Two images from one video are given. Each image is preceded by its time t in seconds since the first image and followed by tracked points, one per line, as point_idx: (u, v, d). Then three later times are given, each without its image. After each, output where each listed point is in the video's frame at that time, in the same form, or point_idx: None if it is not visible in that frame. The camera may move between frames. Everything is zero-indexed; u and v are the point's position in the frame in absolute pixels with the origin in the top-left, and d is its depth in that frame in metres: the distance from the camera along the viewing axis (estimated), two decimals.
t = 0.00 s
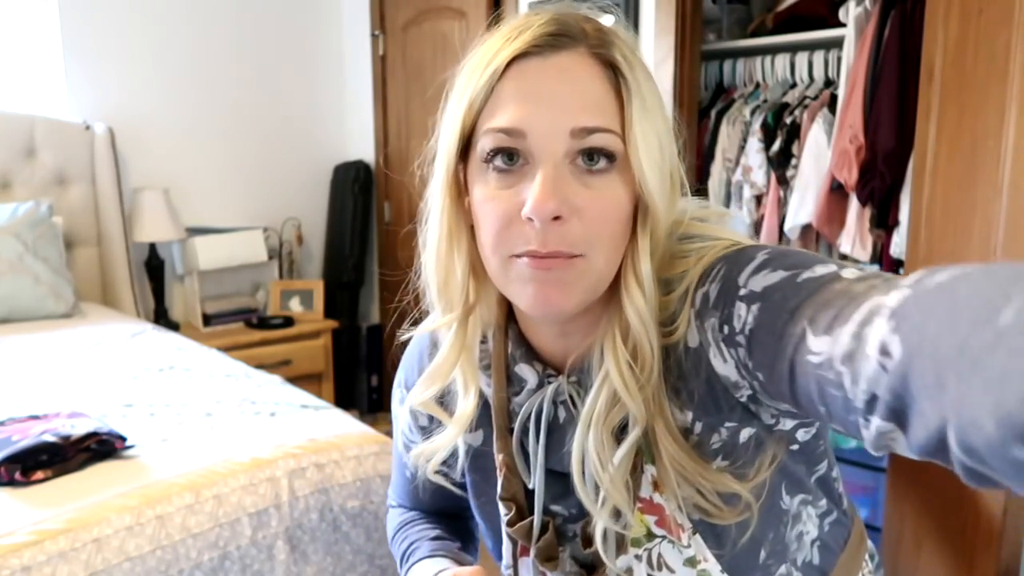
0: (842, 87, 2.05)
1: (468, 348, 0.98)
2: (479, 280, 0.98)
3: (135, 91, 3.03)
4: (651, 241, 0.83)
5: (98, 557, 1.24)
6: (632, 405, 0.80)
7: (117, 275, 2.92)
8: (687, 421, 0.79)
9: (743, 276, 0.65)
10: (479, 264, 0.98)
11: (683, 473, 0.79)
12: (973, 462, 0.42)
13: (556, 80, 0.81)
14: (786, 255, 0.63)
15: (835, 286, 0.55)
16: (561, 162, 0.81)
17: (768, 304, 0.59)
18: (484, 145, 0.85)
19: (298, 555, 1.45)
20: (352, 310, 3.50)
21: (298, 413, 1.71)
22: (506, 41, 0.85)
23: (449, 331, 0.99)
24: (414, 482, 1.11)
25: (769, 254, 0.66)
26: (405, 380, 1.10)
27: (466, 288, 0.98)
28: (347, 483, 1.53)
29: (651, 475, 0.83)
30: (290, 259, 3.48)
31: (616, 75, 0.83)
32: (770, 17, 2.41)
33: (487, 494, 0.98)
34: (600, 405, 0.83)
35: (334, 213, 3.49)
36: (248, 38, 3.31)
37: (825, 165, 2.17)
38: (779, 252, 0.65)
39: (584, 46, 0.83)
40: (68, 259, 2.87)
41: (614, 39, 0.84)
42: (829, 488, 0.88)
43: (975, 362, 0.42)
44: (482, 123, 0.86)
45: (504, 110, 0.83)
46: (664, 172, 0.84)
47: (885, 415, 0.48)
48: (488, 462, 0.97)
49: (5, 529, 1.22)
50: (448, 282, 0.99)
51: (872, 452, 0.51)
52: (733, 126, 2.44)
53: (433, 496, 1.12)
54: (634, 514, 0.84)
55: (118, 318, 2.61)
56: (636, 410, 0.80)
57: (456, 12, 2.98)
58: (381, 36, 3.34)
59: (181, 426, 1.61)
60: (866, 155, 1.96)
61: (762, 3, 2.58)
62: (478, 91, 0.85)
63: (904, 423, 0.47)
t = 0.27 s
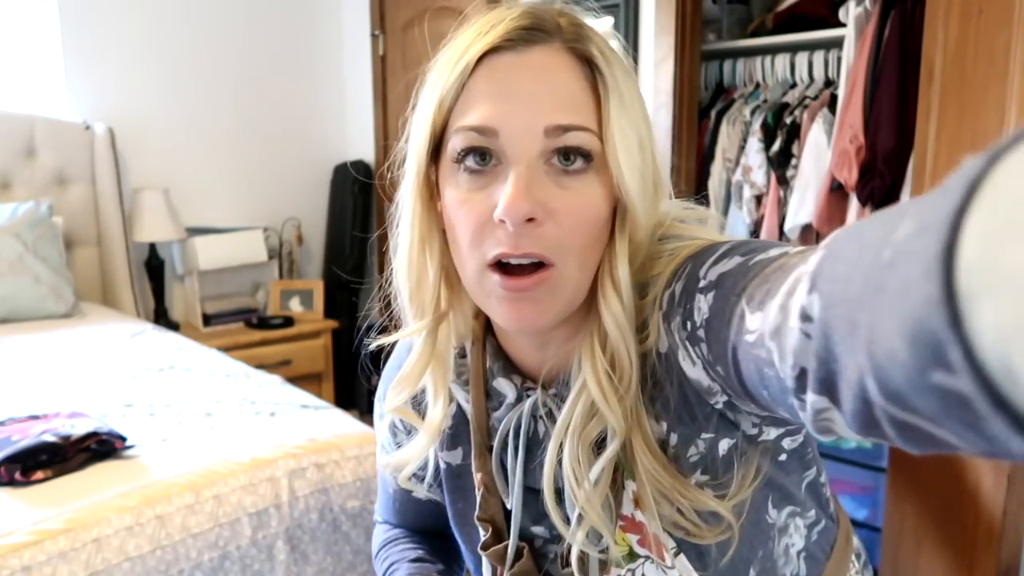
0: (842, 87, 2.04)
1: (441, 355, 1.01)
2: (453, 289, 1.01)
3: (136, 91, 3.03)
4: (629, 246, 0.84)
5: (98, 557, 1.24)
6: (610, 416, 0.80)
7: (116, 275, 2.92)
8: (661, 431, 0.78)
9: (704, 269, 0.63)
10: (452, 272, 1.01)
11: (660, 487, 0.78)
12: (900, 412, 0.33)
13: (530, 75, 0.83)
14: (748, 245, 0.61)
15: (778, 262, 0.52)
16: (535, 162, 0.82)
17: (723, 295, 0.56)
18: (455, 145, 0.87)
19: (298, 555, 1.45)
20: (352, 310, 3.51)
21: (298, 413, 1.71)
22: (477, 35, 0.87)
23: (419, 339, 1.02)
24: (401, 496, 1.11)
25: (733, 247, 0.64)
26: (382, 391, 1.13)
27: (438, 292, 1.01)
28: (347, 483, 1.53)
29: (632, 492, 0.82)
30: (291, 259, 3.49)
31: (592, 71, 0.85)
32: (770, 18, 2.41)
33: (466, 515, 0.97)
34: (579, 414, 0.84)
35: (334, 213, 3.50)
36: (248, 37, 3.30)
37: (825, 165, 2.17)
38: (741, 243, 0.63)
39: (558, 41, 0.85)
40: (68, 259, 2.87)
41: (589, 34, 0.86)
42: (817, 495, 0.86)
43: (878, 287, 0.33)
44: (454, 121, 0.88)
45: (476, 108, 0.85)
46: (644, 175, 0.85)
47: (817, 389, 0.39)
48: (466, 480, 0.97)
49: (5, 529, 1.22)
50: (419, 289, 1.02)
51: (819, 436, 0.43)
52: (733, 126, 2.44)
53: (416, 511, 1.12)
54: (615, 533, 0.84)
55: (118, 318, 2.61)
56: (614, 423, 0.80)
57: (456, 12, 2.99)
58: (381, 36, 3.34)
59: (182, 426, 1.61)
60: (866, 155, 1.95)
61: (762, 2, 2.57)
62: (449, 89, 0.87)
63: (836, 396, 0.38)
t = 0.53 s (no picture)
0: (842, 88, 2.05)
1: (424, 360, 1.02)
2: (437, 292, 1.03)
3: (136, 91, 3.03)
4: (619, 247, 0.85)
5: (98, 558, 1.24)
6: (600, 422, 0.81)
7: (116, 275, 2.92)
8: (654, 439, 0.80)
9: (693, 271, 0.63)
10: (437, 275, 1.02)
11: (650, 497, 0.79)
12: (887, 424, 0.33)
13: (515, 70, 0.83)
14: (736, 246, 0.61)
15: (767, 264, 0.52)
16: (521, 159, 0.82)
17: (712, 298, 0.56)
18: (438, 143, 0.87)
19: (298, 555, 1.46)
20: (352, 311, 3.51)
21: (298, 413, 1.71)
22: (460, 31, 0.88)
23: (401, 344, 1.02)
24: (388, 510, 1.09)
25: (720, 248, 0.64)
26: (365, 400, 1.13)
27: (422, 297, 1.02)
28: (347, 483, 1.54)
29: (625, 501, 0.83)
30: (290, 259, 3.45)
31: (580, 65, 0.86)
32: (770, 18, 2.42)
33: (455, 525, 0.98)
34: (569, 421, 0.84)
35: (334, 213, 3.51)
36: (248, 37, 3.31)
37: (825, 165, 2.17)
38: (728, 245, 0.63)
39: (543, 36, 0.86)
40: (68, 259, 2.87)
41: (575, 30, 0.87)
42: (817, 501, 0.85)
43: (852, 295, 0.33)
44: (436, 121, 0.88)
45: (458, 106, 0.85)
46: (634, 173, 0.85)
47: (808, 397, 0.39)
48: (456, 491, 0.98)
49: (5, 529, 1.22)
50: (402, 292, 1.03)
51: (813, 443, 0.43)
52: (733, 126, 2.44)
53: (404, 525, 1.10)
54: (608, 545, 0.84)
55: (118, 318, 2.61)
56: (605, 430, 0.81)
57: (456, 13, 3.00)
58: (382, 36, 3.37)
59: (182, 426, 1.61)
60: (866, 155, 1.95)
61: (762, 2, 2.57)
62: (430, 87, 0.88)
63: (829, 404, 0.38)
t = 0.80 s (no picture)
0: (842, 88, 2.04)
1: (428, 359, 1.02)
2: (439, 288, 1.03)
3: (136, 91, 3.03)
4: (624, 245, 0.85)
5: (99, 558, 1.24)
6: (604, 421, 0.81)
7: (116, 276, 2.93)
8: (658, 440, 0.80)
9: (700, 269, 0.63)
10: (439, 272, 1.02)
11: (655, 500, 0.79)
12: (908, 419, 0.33)
13: (519, 65, 0.83)
14: (744, 244, 0.61)
15: (775, 262, 0.52)
16: (524, 155, 0.82)
17: (723, 293, 0.57)
18: (441, 139, 0.87)
19: (298, 555, 1.46)
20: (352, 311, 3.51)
21: (298, 413, 1.71)
22: (464, 26, 0.88)
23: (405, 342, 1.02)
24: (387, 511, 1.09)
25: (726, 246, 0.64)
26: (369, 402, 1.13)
27: (425, 294, 1.02)
28: (347, 483, 1.54)
29: (627, 502, 0.83)
30: (291, 260, 3.47)
31: (585, 60, 0.85)
32: (770, 17, 2.42)
33: (455, 526, 0.98)
34: (573, 420, 0.84)
35: (334, 213, 3.51)
36: (248, 37, 3.30)
37: (825, 164, 2.17)
38: (735, 243, 0.63)
39: (548, 31, 0.86)
40: (68, 259, 2.87)
41: (580, 23, 0.87)
42: (820, 503, 0.85)
43: (878, 286, 0.33)
44: (440, 116, 0.88)
45: (462, 101, 0.85)
46: (639, 170, 0.85)
47: (823, 394, 0.39)
48: (456, 492, 0.98)
49: (5, 529, 1.22)
50: (405, 290, 1.03)
51: (825, 443, 0.43)
52: (733, 126, 2.44)
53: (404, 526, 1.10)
54: (611, 546, 0.85)
55: (118, 318, 2.61)
56: (609, 429, 0.81)
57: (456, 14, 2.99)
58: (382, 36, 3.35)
59: (182, 426, 1.61)
60: (866, 156, 1.95)
61: (762, 2, 2.57)
62: (434, 82, 0.88)
63: (844, 403, 0.38)
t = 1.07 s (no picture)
0: (842, 88, 2.04)
1: (431, 356, 1.01)
2: (441, 285, 1.02)
3: (135, 92, 3.03)
4: (626, 245, 0.85)
5: (99, 558, 1.24)
6: (606, 420, 0.80)
7: (116, 276, 2.93)
8: (660, 440, 0.79)
9: (714, 272, 0.63)
10: (442, 269, 1.02)
11: (654, 500, 0.79)
12: (926, 412, 0.34)
13: (522, 61, 0.83)
14: (758, 249, 0.61)
15: (800, 274, 0.52)
16: (526, 151, 0.82)
17: (738, 296, 0.57)
18: (444, 136, 0.87)
19: (298, 555, 1.46)
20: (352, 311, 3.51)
21: (298, 413, 1.71)
22: (468, 23, 0.88)
23: (409, 339, 1.02)
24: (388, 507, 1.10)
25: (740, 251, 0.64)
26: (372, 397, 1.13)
27: (429, 292, 1.02)
28: (347, 483, 1.54)
29: (625, 500, 0.83)
30: (291, 260, 3.47)
31: (587, 58, 0.86)
32: (771, 17, 2.41)
33: (454, 522, 0.99)
34: (574, 419, 0.84)
35: (335, 213, 3.51)
36: (247, 37, 3.30)
37: (825, 164, 2.17)
38: (749, 247, 0.63)
39: (551, 28, 0.86)
40: (68, 259, 2.87)
41: (583, 21, 0.87)
42: (818, 506, 0.86)
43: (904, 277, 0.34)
44: (444, 113, 0.88)
45: (465, 98, 0.85)
46: (641, 168, 0.85)
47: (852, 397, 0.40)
48: (455, 488, 0.98)
49: (5, 529, 1.22)
50: (408, 288, 1.03)
51: (845, 453, 0.44)
52: (733, 126, 2.44)
53: (405, 522, 1.10)
54: (609, 542, 0.84)
55: (118, 318, 2.61)
56: (610, 426, 0.80)
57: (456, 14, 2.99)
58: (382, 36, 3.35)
59: (182, 425, 1.61)
60: (866, 156, 1.95)
61: (762, 2, 2.57)
62: (436, 79, 0.88)
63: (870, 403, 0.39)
